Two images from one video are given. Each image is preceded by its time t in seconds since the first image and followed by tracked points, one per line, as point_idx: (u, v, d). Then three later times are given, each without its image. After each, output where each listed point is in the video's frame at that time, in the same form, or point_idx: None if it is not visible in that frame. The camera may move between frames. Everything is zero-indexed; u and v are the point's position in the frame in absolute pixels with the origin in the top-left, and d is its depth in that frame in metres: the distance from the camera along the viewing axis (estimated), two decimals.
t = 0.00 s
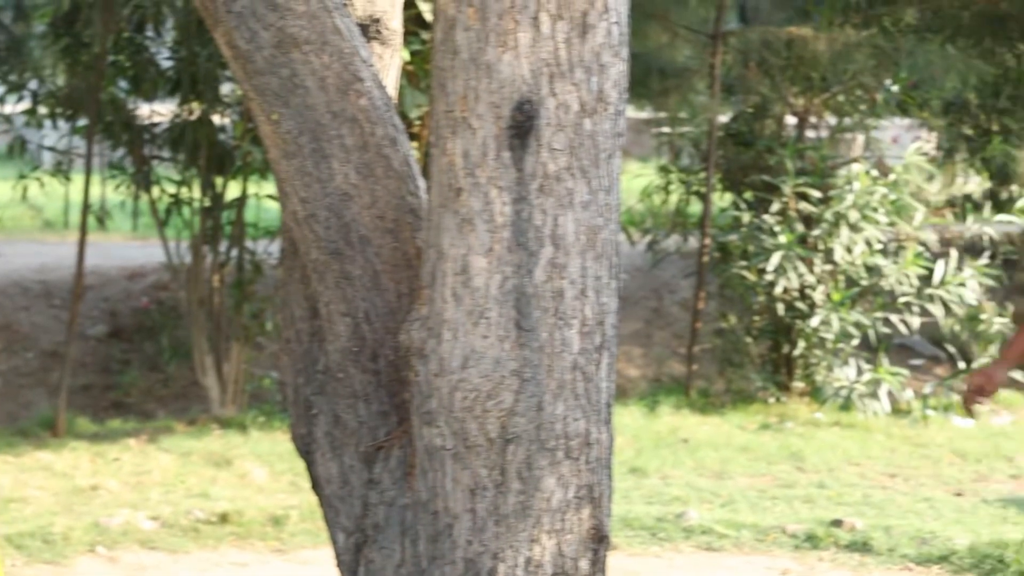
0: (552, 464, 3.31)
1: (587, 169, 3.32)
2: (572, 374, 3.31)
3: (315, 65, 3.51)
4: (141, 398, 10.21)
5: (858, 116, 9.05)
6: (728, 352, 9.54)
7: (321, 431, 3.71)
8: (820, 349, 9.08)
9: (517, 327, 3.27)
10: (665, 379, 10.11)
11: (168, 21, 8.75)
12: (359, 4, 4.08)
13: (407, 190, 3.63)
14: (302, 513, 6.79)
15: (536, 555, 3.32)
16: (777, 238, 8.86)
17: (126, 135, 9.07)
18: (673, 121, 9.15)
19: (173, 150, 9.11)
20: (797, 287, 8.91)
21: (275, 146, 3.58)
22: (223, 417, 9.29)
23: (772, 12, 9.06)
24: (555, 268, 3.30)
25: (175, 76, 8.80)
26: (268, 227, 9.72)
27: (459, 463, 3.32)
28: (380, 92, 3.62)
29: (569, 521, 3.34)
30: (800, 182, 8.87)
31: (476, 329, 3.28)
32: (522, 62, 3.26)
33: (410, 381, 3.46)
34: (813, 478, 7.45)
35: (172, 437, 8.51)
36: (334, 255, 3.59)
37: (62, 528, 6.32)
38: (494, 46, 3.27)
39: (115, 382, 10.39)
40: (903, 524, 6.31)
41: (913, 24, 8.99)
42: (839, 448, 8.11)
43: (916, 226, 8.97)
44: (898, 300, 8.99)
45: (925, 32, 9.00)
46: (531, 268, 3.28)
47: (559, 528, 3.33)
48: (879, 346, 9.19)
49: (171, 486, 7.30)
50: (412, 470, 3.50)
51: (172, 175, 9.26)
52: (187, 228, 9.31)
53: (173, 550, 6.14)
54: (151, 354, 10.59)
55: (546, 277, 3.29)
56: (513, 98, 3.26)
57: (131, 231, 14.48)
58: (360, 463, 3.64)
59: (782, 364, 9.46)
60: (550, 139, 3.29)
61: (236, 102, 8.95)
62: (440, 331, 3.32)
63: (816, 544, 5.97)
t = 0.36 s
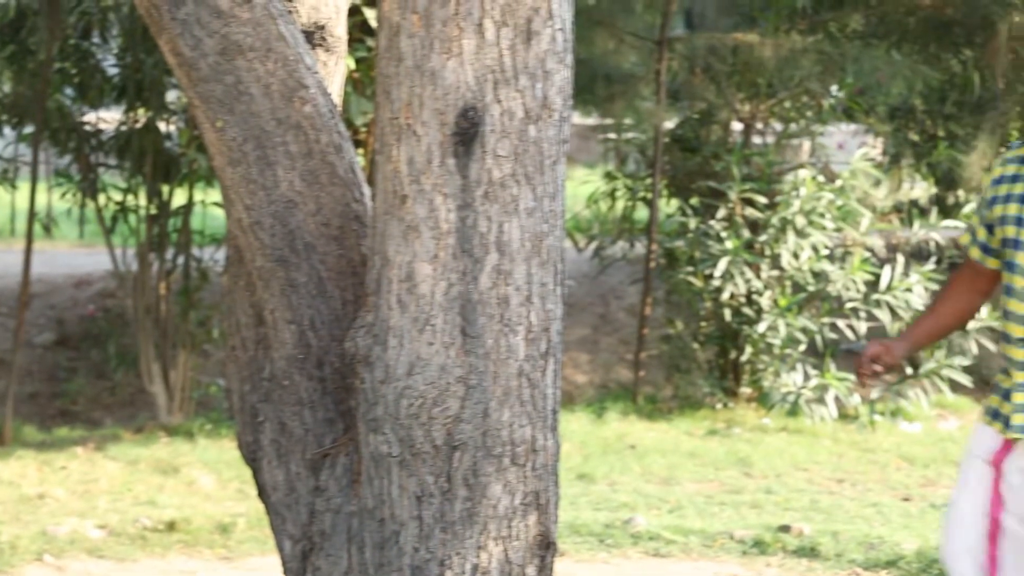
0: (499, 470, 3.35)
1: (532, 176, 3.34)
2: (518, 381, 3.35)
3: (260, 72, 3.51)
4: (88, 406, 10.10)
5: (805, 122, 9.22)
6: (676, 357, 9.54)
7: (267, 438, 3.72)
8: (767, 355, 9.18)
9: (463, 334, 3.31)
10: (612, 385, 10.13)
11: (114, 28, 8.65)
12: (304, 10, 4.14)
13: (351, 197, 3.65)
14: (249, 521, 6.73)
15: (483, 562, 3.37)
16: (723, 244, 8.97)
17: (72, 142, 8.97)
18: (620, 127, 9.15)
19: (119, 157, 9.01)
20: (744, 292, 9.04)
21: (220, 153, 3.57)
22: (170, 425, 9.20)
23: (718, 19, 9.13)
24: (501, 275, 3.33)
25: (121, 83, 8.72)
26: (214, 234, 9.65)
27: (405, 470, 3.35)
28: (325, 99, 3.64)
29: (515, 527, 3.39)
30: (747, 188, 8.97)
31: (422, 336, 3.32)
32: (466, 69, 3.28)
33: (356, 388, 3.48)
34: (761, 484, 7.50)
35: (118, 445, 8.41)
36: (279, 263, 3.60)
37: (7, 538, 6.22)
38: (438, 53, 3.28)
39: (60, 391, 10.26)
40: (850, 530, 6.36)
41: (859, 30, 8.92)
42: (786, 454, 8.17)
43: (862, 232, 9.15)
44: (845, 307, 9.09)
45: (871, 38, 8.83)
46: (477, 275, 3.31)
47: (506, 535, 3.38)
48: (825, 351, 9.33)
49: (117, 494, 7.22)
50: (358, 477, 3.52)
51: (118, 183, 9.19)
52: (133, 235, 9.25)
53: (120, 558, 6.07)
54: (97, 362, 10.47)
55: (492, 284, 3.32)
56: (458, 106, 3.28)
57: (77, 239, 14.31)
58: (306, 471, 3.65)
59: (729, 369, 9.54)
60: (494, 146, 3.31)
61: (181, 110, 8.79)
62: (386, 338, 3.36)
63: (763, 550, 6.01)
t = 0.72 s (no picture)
0: (451, 474, 3.37)
1: (484, 180, 3.35)
2: (469, 385, 3.37)
3: (212, 76, 3.50)
4: (41, 411, 9.97)
5: (756, 125, 9.25)
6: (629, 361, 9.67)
7: (219, 443, 3.72)
8: (721, 358, 9.22)
9: (415, 338, 3.33)
10: (566, 389, 10.14)
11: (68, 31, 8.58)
12: (257, 15, 4.23)
13: (303, 201, 3.65)
14: (203, 525, 6.68)
15: (435, 565, 3.40)
16: (676, 247, 9.02)
17: (25, 146, 8.89)
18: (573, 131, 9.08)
19: (72, 161, 8.93)
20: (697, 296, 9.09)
21: (172, 157, 3.56)
22: (123, 430, 9.12)
23: (671, 22, 9.20)
24: (453, 279, 3.34)
25: (75, 87, 8.65)
26: (168, 238, 9.59)
27: (357, 474, 3.37)
28: (277, 103, 3.63)
29: (467, 531, 3.41)
30: (700, 192, 9.04)
31: (374, 339, 3.33)
32: (419, 73, 3.29)
33: (309, 393, 3.50)
34: (714, 487, 7.55)
35: (71, 450, 8.33)
36: (232, 267, 3.60)
37: None
38: (390, 57, 3.29)
39: (12, 395, 10.15)
40: (803, 532, 6.43)
41: (813, 32, 9.09)
42: (740, 457, 8.23)
43: (816, 234, 9.18)
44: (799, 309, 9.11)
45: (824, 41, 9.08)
46: (428, 279, 3.32)
47: (458, 539, 3.41)
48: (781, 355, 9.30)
49: (71, 499, 7.15)
50: (310, 482, 3.54)
51: (71, 188, 9.12)
52: (86, 239, 9.16)
53: (74, 564, 6.01)
54: (50, 366, 10.36)
55: (444, 288, 3.33)
56: (410, 109, 3.29)
57: (30, 244, 14.17)
58: (259, 476, 3.65)
59: (683, 373, 9.58)
60: (447, 150, 3.31)
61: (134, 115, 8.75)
62: (338, 342, 3.38)
63: (717, 553, 6.05)
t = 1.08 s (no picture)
0: (385, 483, 3.39)
1: (416, 189, 3.36)
2: (402, 394, 3.38)
3: (143, 85, 3.48)
4: None
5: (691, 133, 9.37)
6: (563, 368, 9.63)
7: (152, 453, 3.72)
8: (655, 365, 9.29)
9: (348, 347, 3.33)
10: (501, 397, 10.15)
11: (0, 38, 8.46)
12: (188, 23, 4.25)
13: (235, 210, 3.62)
14: (137, 536, 6.60)
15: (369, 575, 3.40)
16: (609, 255, 9.09)
17: None
18: (505, 139, 9.20)
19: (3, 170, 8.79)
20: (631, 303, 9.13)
21: (104, 167, 3.54)
22: (56, 441, 8.98)
23: (604, 29, 9.37)
24: (385, 288, 3.35)
25: (7, 96, 8.55)
26: (102, 248, 9.48)
27: (290, 484, 3.37)
28: (209, 112, 3.61)
29: (401, 540, 3.42)
30: (633, 200, 9.16)
31: (306, 348, 3.34)
32: (350, 81, 3.29)
33: (242, 403, 3.50)
34: (648, 495, 7.60)
35: (3, 461, 8.20)
36: (164, 276, 3.58)
37: None
38: (321, 65, 3.30)
39: None
40: (736, 539, 6.50)
41: (746, 40, 9.19)
42: (674, 465, 8.29)
43: (750, 241, 9.25)
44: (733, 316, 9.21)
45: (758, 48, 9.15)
46: (360, 288, 3.33)
47: (392, 548, 3.41)
48: (714, 362, 9.48)
49: (3, 510, 7.04)
50: (244, 491, 3.54)
51: (4, 197, 8.95)
52: (19, 249, 9.01)
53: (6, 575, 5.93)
54: None
55: (376, 297, 3.35)
56: (342, 118, 3.29)
57: None
58: (192, 486, 3.65)
59: (617, 381, 9.64)
60: (378, 158, 3.32)
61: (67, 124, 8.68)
62: (270, 352, 3.37)
63: (651, 560, 6.09)
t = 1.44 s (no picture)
0: (334, 499, 3.39)
1: (364, 204, 3.37)
2: (351, 409, 3.39)
3: (92, 100, 3.47)
4: None
5: (642, 147, 9.39)
6: (513, 383, 9.70)
7: (102, 469, 3.71)
8: (605, 380, 9.33)
9: (297, 362, 3.33)
10: (451, 412, 10.14)
11: None
12: (136, 37, 4.25)
13: (184, 226, 3.61)
14: (87, 552, 6.51)
15: None
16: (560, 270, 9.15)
17: None
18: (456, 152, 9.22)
19: None
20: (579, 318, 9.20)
21: (52, 182, 3.52)
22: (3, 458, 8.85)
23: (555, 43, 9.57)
24: (334, 303, 3.36)
25: None
26: (50, 263, 9.37)
27: (239, 499, 3.36)
28: (158, 127, 3.59)
29: (351, 555, 3.42)
30: (583, 213, 9.17)
31: (255, 364, 3.33)
32: (298, 96, 3.30)
33: (192, 420, 3.50)
34: (600, 509, 7.63)
35: None
36: (112, 292, 3.56)
37: None
38: (269, 80, 3.30)
39: None
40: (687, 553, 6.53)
41: (696, 54, 9.24)
42: (625, 479, 8.32)
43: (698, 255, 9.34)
44: (683, 330, 9.24)
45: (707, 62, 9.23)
46: (309, 303, 3.34)
47: (341, 563, 3.41)
48: (664, 376, 9.51)
49: None
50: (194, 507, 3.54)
51: None
52: None
53: None
54: None
55: (325, 312, 3.35)
56: (290, 133, 3.30)
57: None
58: (142, 502, 3.65)
59: (568, 395, 9.66)
60: (326, 174, 3.33)
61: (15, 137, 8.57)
62: (220, 367, 3.36)
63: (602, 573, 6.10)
